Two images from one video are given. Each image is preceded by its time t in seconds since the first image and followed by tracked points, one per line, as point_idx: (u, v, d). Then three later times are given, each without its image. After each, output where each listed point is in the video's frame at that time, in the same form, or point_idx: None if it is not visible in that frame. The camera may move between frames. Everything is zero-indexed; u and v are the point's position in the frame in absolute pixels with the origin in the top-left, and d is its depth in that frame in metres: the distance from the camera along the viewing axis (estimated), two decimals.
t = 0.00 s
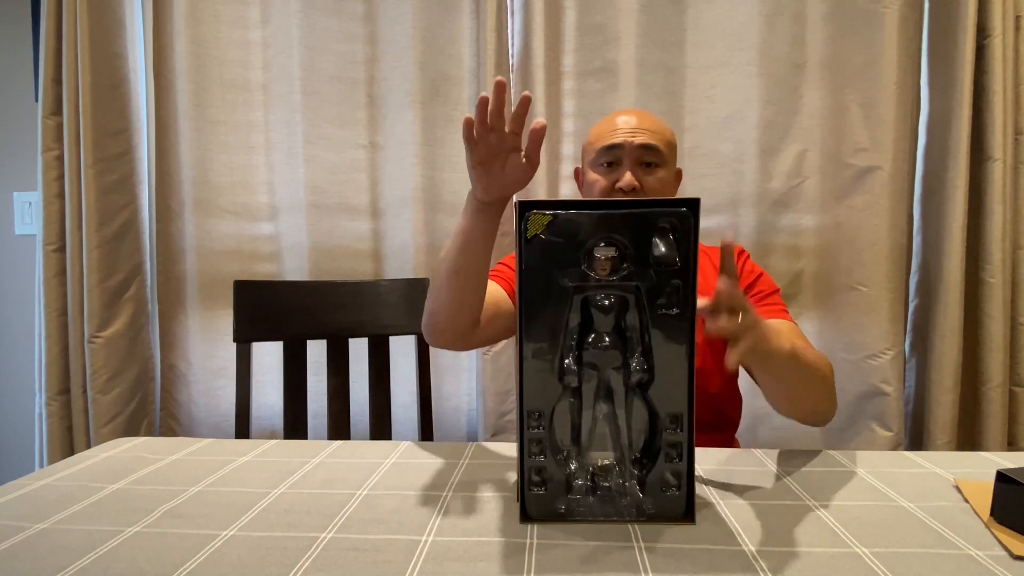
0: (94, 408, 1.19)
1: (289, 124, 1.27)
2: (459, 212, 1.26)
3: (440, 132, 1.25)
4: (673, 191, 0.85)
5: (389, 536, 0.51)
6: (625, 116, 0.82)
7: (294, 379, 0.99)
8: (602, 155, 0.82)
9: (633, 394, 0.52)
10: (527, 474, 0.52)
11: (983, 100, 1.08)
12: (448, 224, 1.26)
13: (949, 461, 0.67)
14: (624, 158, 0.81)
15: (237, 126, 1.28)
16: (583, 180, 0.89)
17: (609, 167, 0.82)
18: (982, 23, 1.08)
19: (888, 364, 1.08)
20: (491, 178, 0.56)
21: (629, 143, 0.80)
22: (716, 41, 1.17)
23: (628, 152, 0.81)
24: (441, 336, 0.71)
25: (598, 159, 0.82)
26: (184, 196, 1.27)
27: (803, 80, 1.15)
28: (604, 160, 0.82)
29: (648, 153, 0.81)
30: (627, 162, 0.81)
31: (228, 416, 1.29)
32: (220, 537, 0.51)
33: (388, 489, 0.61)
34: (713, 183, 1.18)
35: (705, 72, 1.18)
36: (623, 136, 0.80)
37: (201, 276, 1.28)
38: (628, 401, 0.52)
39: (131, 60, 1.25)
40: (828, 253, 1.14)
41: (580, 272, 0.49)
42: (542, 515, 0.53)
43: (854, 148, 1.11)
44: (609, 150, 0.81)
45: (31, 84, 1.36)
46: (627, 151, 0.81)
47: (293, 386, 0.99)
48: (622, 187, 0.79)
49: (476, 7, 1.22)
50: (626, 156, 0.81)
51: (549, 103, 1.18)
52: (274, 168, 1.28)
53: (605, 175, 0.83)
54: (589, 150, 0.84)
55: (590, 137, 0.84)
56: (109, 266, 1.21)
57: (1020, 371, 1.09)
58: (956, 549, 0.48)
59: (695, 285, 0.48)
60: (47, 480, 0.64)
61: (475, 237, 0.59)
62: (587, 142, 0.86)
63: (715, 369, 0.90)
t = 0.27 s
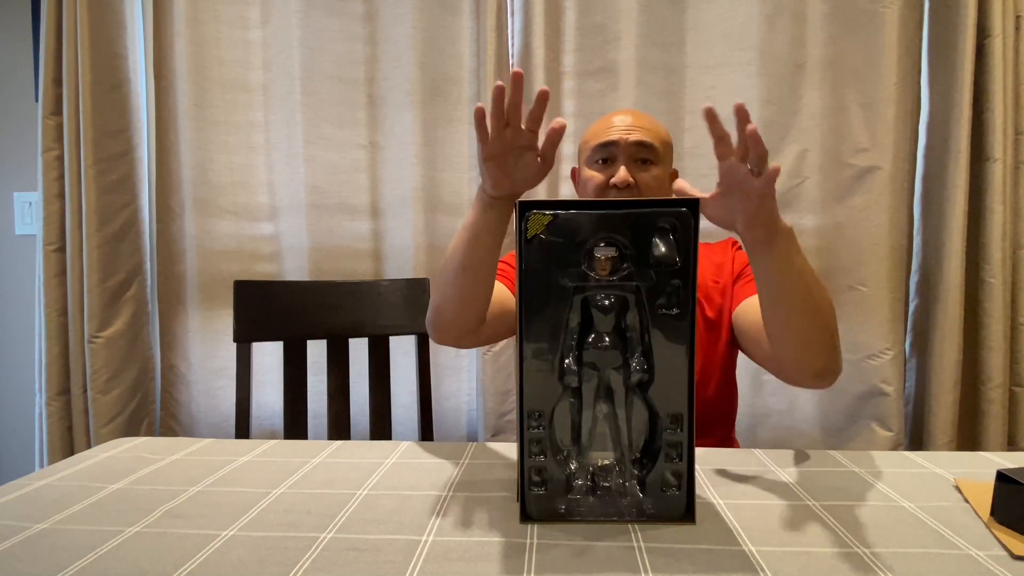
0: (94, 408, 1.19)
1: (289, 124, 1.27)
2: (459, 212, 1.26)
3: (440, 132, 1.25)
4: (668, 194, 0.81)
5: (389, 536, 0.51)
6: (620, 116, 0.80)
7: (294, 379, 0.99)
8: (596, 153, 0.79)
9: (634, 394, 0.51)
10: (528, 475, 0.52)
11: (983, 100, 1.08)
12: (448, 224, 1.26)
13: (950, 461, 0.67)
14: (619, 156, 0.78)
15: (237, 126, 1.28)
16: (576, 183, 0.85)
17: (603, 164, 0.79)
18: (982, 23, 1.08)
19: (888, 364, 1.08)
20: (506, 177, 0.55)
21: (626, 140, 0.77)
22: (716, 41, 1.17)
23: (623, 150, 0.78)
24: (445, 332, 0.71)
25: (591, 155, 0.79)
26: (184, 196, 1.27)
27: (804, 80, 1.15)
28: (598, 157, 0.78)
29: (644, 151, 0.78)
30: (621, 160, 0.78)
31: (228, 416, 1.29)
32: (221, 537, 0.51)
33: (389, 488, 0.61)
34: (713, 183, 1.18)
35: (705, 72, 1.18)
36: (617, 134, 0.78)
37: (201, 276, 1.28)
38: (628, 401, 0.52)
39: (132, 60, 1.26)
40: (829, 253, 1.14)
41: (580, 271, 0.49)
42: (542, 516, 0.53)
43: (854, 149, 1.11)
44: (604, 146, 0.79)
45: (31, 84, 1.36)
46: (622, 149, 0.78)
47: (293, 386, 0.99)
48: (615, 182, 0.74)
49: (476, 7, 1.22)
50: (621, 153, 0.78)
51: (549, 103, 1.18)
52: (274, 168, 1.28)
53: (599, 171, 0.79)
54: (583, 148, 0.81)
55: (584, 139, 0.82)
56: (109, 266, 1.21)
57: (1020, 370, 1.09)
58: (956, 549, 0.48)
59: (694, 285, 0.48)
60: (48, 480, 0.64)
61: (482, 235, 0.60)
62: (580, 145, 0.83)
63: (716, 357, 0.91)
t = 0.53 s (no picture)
0: (95, 408, 1.19)
1: (289, 124, 1.27)
2: (459, 212, 1.26)
3: (440, 132, 1.25)
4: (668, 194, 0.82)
5: (389, 536, 0.51)
6: (618, 118, 0.80)
7: (294, 380, 0.99)
8: (595, 155, 0.79)
9: (635, 393, 0.52)
10: (529, 475, 0.52)
11: (983, 100, 1.08)
12: (448, 224, 1.26)
13: (950, 461, 0.67)
14: (619, 158, 0.79)
15: (237, 126, 1.28)
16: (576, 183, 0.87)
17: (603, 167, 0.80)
18: (983, 23, 1.08)
19: (888, 364, 1.08)
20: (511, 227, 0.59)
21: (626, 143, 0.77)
22: (716, 41, 1.17)
23: (622, 152, 0.78)
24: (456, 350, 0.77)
25: (591, 158, 0.80)
26: (184, 196, 1.27)
27: (804, 80, 1.15)
28: (597, 159, 0.79)
29: (644, 153, 0.79)
30: (621, 162, 0.79)
31: (228, 416, 1.29)
32: (221, 537, 0.51)
33: (389, 489, 0.61)
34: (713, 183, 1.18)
35: (705, 72, 1.18)
36: (617, 136, 0.78)
37: (201, 276, 1.28)
38: (628, 400, 0.52)
39: (132, 60, 1.26)
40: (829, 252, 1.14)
41: (581, 272, 0.49)
42: (542, 515, 0.53)
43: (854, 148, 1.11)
44: (604, 149, 0.79)
45: (31, 84, 1.36)
46: (621, 151, 0.78)
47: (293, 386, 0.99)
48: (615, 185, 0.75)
49: (476, 7, 1.22)
50: (621, 155, 0.78)
51: (549, 103, 1.18)
52: (274, 168, 1.28)
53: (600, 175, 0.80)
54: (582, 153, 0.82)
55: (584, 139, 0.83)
56: (109, 266, 1.21)
57: (1020, 370, 1.09)
58: (956, 550, 0.48)
59: (694, 284, 0.48)
60: (48, 480, 0.64)
61: (488, 260, 0.65)
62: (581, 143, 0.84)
63: (715, 355, 0.93)
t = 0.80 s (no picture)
0: (95, 408, 1.19)
1: (289, 124, 1.27)
2: (459, 212, 1.26)
3: (440, 132, 1.25)
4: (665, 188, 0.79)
5: (389, 536, 0.51)
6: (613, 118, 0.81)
7: (294, 380, 0.99)
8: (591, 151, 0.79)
9: (635, 393, 0.52)
10: (529, 475, 0.52)
11: (983, 100, 1.08)
12: (449, 224, 1.26)
13: (950, 461, 0.67)
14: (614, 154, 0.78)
15: (237, 126, 1.28)
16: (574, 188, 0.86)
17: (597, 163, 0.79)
18: (983, 23, 1.08)
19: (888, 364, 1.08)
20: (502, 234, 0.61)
21: (619, 138, 0.77)
22: (717, 41, 1.17)
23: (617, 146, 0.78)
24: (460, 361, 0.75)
25: (587, 155, 0.80)
26: (184, 196, 1.27)
27: (804, 80, 1.15)
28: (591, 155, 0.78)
29: (638, 148, 0.78)
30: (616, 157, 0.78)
31: (228, 416, 1.29)
32: (221, 537, 0.51)
33: (389, 489, 0.61)
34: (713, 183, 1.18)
35: (705, 72, 1.18)
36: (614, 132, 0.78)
37: (201, 276, 1.28)
38: (629, 401, 0.52)
39: (132, 60, 1.26)
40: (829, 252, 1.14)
41: (581, 272, 0.49)
42: (542, 515, 0.53)
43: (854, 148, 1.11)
44: (598, 146, 0.79)
45: (31, 84, 1.36)
46: (616, 145, 0.78)
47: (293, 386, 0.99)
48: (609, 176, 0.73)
49: (476, 7, 1.22)
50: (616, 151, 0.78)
51: (549, 103, 1.18)
52: (275, 168, 1.28)
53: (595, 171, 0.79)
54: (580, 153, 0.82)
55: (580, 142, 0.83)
56: (109, 266, 1.21)
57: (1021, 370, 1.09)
58: (956, 549, 0.48)
59: (695, 285, 0.48)
60: (48, 480, 0.64)
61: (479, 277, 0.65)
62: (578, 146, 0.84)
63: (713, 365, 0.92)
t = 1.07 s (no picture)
0: (95, 408, 1.19)
1: (289, 124, 1.27)
2: (460, 212, 1.26)
3: (440, 132, 1.25)
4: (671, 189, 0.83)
5: (389, 536, 0.51)
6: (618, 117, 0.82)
7: (295, 380, 0.99)
8: (597, 152, 0.81)
9: (634, 394, 0.52)
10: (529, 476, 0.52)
11: (984, 100, 1.08)
12: (449, 224, 1.26)
13: (950, 461, 0.67)
14: (620, 156, 0.80)
15: (237, 126, 1.28)
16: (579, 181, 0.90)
17: (604, 164, 0.81)
18: (983, 22, 1.08)
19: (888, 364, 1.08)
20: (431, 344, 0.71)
21: (626, 140, 0.79)
22: (717, 41, 1.17)
23: (623, 148, 0.80)
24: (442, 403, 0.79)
25: (593, 155, 0.81)
26: (184, 196, 1.27)
27: (804, 80, 1.15)
28: (598, 157, 0.81)
29: (644, 151, 0.80)
30: (622, 159, 0.80)
31: (228, 416, 1.29)
32: (221, 537, 0.51)
33: (389, 488, 0.61)
34: (713, 183, 1.18)
35: (705, 72, 1.18)
36: (621, 133, 0.80)
37: (201, 276, 1.28)
38: (629, 400, 0.52)
39: (132, 60, 1.26)
40: (829, 252, 1.14)
41: (581, 272, 0.49)
42: (542, 515, 0.53)
43: (854, 148, 1.11)
44: (606, 146, 0.80)
45: (31, 84, 1.36)
46: (622, 147, 0.80)
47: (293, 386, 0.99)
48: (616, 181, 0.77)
49: (476, 7, 1.22)
50: (622, 153, 0.80)
51: (550, 103, 1.18)
52: (275, 168, 1.28)
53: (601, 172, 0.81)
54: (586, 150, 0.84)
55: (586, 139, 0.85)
56: (110, 266, 1.21)
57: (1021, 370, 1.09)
58: (956, 549, 0.48)
59: (695, 285, 0.48)
60: (48, 480, 0.64)
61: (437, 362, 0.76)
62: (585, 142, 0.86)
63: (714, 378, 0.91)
